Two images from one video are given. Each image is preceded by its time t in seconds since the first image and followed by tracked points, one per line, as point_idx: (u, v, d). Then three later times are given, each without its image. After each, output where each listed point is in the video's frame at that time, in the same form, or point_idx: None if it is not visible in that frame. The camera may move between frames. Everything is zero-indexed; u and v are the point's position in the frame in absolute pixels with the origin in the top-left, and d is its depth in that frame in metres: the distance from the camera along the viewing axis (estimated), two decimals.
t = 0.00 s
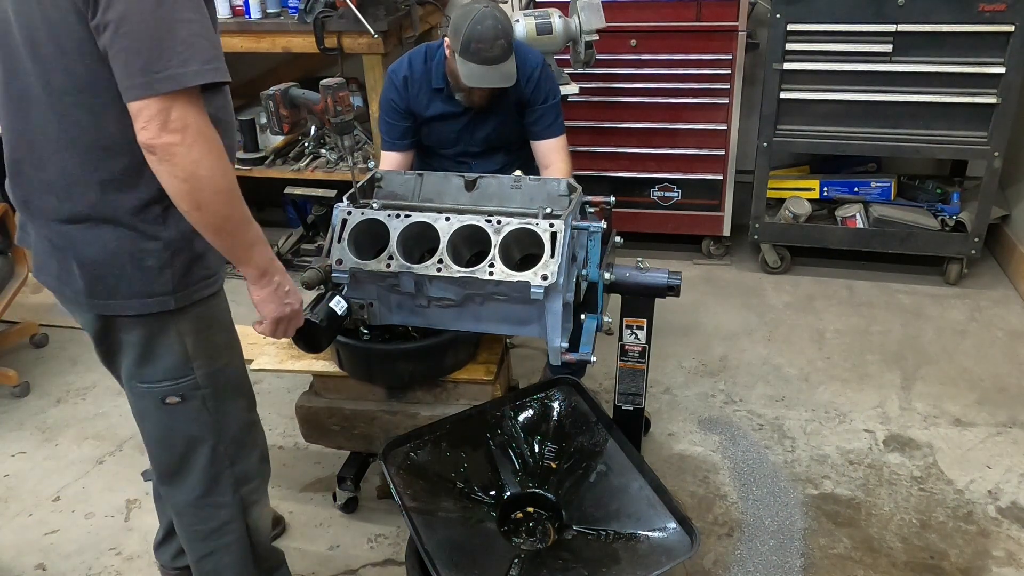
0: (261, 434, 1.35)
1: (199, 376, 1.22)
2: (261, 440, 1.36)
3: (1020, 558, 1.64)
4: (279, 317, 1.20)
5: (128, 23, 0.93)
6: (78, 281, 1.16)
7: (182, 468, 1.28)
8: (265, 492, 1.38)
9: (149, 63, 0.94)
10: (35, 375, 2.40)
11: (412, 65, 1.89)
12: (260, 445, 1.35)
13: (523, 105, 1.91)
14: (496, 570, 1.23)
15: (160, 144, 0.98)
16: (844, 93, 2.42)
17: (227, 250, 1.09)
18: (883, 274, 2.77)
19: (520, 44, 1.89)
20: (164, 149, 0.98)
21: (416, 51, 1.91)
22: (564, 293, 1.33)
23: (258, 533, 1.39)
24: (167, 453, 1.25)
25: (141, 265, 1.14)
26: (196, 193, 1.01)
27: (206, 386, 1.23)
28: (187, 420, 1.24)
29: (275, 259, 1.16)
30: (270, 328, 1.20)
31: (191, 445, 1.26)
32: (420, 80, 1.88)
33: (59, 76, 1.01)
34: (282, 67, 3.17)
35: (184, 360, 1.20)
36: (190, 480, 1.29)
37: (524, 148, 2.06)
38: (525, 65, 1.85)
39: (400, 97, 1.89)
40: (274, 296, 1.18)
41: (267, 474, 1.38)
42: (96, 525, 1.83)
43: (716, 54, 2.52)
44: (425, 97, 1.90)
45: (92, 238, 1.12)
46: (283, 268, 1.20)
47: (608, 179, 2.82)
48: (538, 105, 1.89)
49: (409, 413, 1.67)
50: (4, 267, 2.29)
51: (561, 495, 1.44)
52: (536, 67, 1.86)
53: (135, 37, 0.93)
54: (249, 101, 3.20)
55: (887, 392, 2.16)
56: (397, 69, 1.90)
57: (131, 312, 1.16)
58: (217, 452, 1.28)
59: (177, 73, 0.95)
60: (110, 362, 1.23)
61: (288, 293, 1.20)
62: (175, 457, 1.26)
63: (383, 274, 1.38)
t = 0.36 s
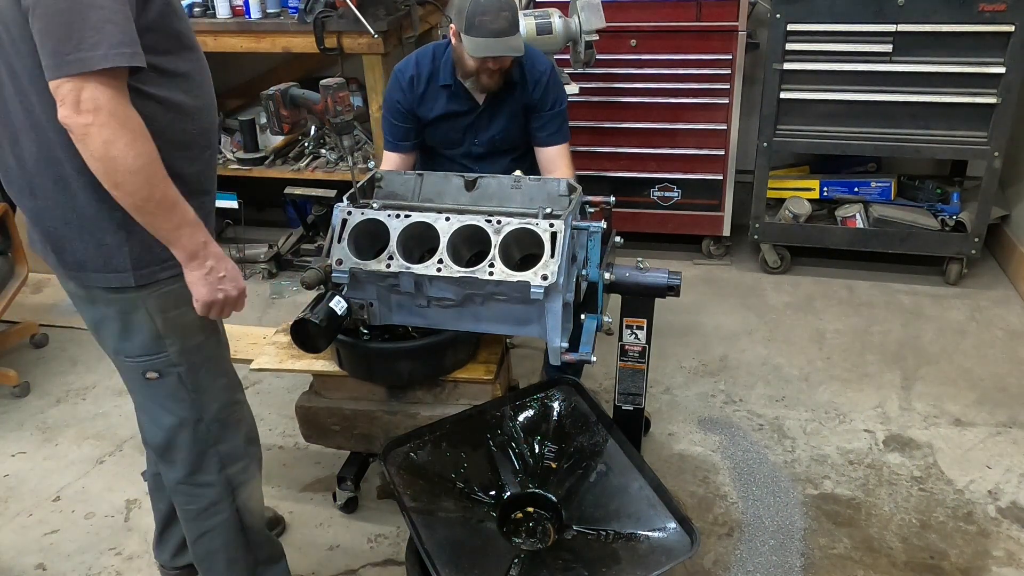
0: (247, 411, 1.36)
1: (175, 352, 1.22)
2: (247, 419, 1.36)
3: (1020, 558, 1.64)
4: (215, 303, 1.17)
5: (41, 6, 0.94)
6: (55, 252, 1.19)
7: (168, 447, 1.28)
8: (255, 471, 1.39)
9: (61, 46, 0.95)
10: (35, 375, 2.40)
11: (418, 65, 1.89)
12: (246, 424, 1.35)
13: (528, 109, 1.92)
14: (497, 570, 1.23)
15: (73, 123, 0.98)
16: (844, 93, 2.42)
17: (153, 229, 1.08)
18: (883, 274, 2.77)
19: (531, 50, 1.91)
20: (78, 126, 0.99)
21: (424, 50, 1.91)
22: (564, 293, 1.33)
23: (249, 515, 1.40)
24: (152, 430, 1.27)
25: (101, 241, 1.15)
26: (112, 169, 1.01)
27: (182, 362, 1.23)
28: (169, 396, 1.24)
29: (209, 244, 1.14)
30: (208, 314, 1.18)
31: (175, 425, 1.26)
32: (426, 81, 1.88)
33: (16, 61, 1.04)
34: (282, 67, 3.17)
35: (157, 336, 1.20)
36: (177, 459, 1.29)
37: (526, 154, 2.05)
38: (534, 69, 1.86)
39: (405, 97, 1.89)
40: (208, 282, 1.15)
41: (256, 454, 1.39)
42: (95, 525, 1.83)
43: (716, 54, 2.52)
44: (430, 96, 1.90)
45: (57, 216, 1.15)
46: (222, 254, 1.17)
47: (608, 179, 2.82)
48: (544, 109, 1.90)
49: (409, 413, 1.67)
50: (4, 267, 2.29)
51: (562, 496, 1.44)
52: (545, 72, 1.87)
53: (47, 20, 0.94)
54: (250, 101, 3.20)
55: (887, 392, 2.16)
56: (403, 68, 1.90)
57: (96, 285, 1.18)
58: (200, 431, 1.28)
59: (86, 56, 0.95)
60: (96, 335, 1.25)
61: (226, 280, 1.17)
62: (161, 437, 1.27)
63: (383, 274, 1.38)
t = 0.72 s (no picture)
0: (230, 404, 1.35)
1: (152, 344, 1.22)
2: (230, 410, 1.35)
3: (1020, 558, 1.64)
4: (177, 300, 1.18)
5: None
6: (39, 242, 1.20)
7: (149, 434, 1.29)
8: (236, 462, 1.38)
9: (15, 44, 0.95)
10: (35, 375, 2.40)
11: (424, 70, 1.88)
12: (227, 415, 1.34)
13: (534, 118, 1.92)
14: (496, 570, 1.23)
15: (32, 120, 0.99)
16: (844, 93, 2.42)
17: (112, 225, 1.08)
18: (883, 274, 2.77)
19: (539, 56, 1.90)
20: (37, 122, 0.99)
21: (430, 54, 1.90)
22: (564, 293, 1.34)
23: (229, 504, 1.40)
24: (134, 417, 1.27)
25: (80, 234, 1.16)
26: (69, 165, 1.02)
27: (160, 353, 1.23)
28: (146, 386, 1.24)
29: (170, 241, 1.14)
30: (169, 310, 1.19)
31: (154, 413, 1.26)
32: (432, 86, 1.88)
33: None
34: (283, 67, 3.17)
35: (136, 327, 1.21)
36: (159, 443, 1.30)
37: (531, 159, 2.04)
38: (542, 78, 1.87)
39: (409, 102, 1.89)
40: (169, 279, 1.16)
41: (238, 447, 1.38)
42: (95, 525, 1.83)
43: (716, 54, 2.52)
44: (435, 102, 1.90)
45: (36, 208, 1.15)
46: (185, 251, 1.17)
47: (608, 179, 2.82)
48: (550, 119, 1.90)
49: (409, 413, 1.67)
50: (4, 267, 2.29)
51: (562, 496, 1.45)
52: (553, 82, 1.87)
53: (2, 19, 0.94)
54: (250, 101, 3.20)
55: (887, 392, 2.16)
56: (409, 72, 1.90)
57: (77, 276, 1.18)
58: (178, 420, 1.28)
59: (40, 55, 0.96)
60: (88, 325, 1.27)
61: (187, 277, 1.18)
62: (142, 424, 1.27)
63: (383, 274, 1.37)
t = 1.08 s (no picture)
0: (219, 404, 1.35)
1: (142, 346, 1.22)
2: (219, 410, 1.35)
3: (1020, 558, 1.64)
4: (188, 298, 1.18)
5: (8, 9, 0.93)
6: (31, 242, 1.20)
7: (139, 436, 1.29)
8: (225, 464, 1.38)
9: (26, 48, 0.95)
10: (36, 375, 2.40)
11: (424, 70, 1.87)
12: (216, 417, 1.34)
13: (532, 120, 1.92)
14: (496, 570, 1.23)
15: (41, 125, 0.99)
16: (845, 93, 2.42)
17: (124, 226, 1.08)
18: (883, 274, 2.77)
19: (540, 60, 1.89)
20: (47, 127, 0.99)
21: (431, 54, 1.89)
22: (564, 293, 1.34)
23: (219, 506, 1.40)
24: (121, 419, 1.27)
25: (75, 235, 1.16)
26: (81, 169, 1.01)
27: (150, 355, 1.23)
28: (135, 387, 1.24)
29: (180, 240, 1.14)
30: (181, 309, 1.19)
31: (143, 415, 1.26)
32: (432, 88, 1.87)
33: None
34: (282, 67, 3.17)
35: (126, 328, 1.20)
36: (149, 448, 1.30)
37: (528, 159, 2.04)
38: (540, 81, 1.86)
39: (410, 103, 1.88)
40: (179, 278, 1.16)
41: (227, 446, 1.38)
42: (95, 525, 1.83)
43: (716, 54, 2.52)
44: (435, 104, 1.89)
45: (31, 208, 1.15)
46: (194, 250, 1.17)
47: (608, 179, 2.82)
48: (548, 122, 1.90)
49: (409, 413, 1.67)
50: (4, 267, 2.29)
51: (562, 496, 1.45)
52: (551, 86, 1.87)
53: (14, 23, 0.94)
54: (249, 101, 3.20)
55: (887, 392, 2.16)
56: (410, 72, 1.88)
57: (71, 276, 1.18)
58: (168, 422, 1.28)
59: (52, 60, 0.95)
60: (75, 325, 1.26)
61: (197, 275, 1.17)
62: (130, 426, 1.27)
63: (383, 274, 1.37)
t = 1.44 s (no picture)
0: (225, 405, 1.35)
1: (150, 347, 1.22)
2: (225, 411, 1.35)
3: (1020, 558, 1.64)
4: (208, 298, 1.17)
5: (20, 14, 0.94)
6: (36, 246, 1.19)
7: (144, 437, 1.29)
8: (231, 465, 1.38)
9: (39, 53, 0.95)
10: (35, 375, 2.40)
11: (430, 79, 1.87)
12: (222, 418, 1.34)
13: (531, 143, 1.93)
14: (496, 570, 1.23)
15: (56, 130, 0.98)
16: (845, 93, 2.42)
17: (140, 228, 1.08)
18: (883, 274, 2.77)
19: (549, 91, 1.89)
20: (61, 132, 0.99)
21: (440, 63, 1.89)
22: (564, 293, 1.34)
23: (223, 507, 1.40)
24: (126, 421, 1.27)
25: (83, 237, 1.16)
26: (97, 172, 1.01)
27: (157, 357, 1.23)
28: (142, 390, 1.24)
29: (196, 240, 1.14)
30: (201, 309, 1.18)
31: (150, 416, 1.26)
32: (436, 96, 1.87)
33: None
34: (282, 67, 3.17)
35: (133, 330, 1.20)
36: (154, 449, 1.30)
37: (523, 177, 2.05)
38: (545, 106, 1.86)
39: (412, 109, 1.89)
40: (198, 278, 1.15)
41: (233, 448, 1.38)
42: (95, 525, 1.83)
43: (716, 54, 2.52)
44: (437, 112, 1.89)
45: (38, 212, 1.15)
46: (209, 249, 1.17)
47: (608, 179, 2.82)
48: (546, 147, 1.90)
49: (409, 413, 1.67)
50: (4, 267, 2.29)
51: (562, 496, 1.45)
52: (555, 113, 1.87)
53: (26, 28, 0.94)
54: (249, 101, 3.20)
55: (887, 392, 2.16)
56: (416, 79, 1.89)
57: (78, 279, 1.18)
58: (174, 423, 1.28)
59: (64, 64, 0.95)
60: (81, 326, 1.26)
61: (215, 274, 1.17)
62: (135, 427, 1.27)
63: (383, 274, 1.37)
